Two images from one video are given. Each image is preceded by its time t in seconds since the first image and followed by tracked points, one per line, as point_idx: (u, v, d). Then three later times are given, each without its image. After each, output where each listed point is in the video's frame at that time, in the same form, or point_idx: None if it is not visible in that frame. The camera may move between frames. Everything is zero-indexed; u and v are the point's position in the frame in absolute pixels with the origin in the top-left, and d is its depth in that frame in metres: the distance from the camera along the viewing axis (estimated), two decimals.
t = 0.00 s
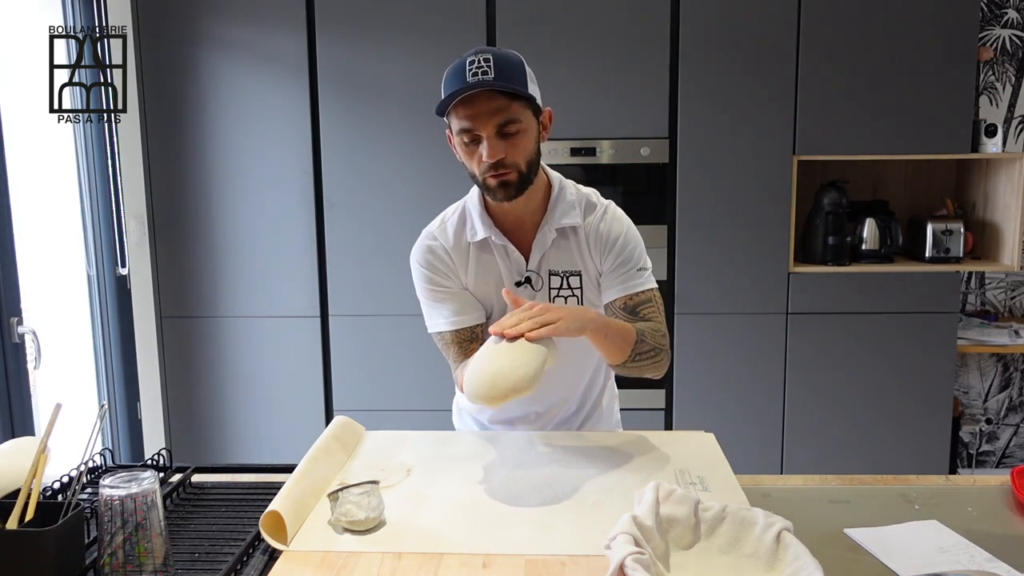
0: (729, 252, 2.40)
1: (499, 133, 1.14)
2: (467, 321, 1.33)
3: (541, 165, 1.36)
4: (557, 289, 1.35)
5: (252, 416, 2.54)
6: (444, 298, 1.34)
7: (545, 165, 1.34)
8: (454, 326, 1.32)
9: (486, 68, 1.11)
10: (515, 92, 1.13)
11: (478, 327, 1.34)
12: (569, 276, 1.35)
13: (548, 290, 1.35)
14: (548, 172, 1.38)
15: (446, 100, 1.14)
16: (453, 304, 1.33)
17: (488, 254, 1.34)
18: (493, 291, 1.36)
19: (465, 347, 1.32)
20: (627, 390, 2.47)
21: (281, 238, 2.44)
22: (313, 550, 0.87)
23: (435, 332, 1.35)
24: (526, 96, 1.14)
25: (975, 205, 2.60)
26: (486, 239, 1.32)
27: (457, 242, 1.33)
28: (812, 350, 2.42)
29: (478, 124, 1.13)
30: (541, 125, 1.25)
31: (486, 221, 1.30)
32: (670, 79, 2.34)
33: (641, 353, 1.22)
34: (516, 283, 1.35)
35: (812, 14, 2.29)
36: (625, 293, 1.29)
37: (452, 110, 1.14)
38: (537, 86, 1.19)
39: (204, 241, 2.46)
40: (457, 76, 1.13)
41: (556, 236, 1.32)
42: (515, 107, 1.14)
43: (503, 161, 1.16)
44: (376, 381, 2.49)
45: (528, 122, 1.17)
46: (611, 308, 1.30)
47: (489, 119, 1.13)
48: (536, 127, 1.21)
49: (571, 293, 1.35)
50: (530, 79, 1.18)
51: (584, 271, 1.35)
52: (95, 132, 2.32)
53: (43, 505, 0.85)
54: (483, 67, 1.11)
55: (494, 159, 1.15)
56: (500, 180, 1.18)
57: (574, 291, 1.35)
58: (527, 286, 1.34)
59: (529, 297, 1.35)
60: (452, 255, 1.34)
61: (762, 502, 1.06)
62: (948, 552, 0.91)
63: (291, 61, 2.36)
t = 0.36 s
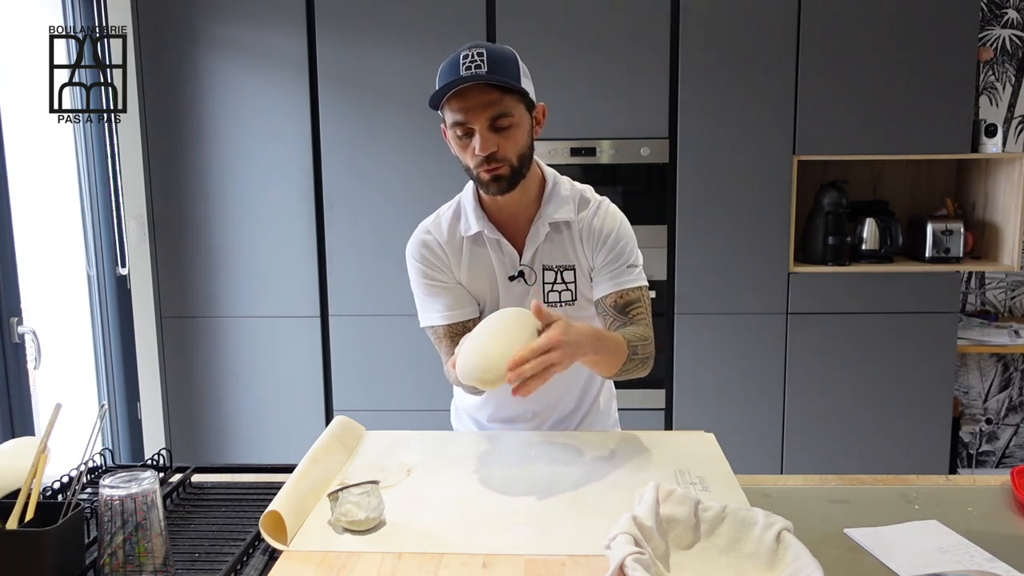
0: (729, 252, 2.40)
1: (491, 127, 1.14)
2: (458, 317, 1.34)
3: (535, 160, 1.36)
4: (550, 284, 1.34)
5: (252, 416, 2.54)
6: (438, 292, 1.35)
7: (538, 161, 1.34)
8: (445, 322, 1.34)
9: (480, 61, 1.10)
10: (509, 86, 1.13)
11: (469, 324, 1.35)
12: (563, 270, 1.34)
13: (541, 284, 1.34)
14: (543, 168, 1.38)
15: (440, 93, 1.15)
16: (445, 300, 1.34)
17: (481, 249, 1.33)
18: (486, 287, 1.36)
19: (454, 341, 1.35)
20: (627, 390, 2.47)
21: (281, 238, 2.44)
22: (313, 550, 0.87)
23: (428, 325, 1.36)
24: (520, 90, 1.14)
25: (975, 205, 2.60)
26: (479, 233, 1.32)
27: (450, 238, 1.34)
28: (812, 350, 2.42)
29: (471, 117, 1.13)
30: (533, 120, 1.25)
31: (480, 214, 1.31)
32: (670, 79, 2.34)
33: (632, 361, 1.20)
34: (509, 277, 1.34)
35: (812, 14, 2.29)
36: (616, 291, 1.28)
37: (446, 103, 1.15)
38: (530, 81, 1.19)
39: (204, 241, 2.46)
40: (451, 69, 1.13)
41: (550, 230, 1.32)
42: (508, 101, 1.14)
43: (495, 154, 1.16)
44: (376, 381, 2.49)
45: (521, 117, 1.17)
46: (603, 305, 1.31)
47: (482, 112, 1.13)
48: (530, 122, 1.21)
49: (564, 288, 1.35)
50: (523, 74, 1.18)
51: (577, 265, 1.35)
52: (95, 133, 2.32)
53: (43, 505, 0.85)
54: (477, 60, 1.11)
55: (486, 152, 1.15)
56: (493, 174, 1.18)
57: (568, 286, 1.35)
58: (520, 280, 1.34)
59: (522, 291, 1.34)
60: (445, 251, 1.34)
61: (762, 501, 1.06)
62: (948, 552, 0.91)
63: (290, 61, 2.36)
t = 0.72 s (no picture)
0: (729, 252, 2.40)
1: (503, 145, 1.14)
2: (446, 319, 1.33)
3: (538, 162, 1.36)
4: (549, 284, 1.35)
5: (252, 416, 2.54)
6: (429, 292, 1.33)
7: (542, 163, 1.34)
8: (430, 322, 1.33)
9: (489, 79, 1.11)
10: (518, 103, 1.12)
11: (452, 332, 1.35)
12: (562, 272, 1.34)
13: (540, 284, 1.35)
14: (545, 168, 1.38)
15: (449, 111, 1.14)
16: (437, 300, 1.33)
17: (480, 248, 1.34)
18: (482, 286, 1.36)
19: (433, 344, 1.33)
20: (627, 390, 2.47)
21: (281, 238, 2.44)
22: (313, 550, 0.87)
23: (412, 324, 1.34)
24: (529, 106, 1.13)
25: (975, 205, 2.60)
26: (480, 232, 1.33)
27: (449, 236, 1.34)
28: (811, 350, 2.42)
29: (482, 137, 1.13)
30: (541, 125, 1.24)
31: (481, 213, 1.32)
32: (670, 78, 2.34)
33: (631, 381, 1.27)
34: (507, 276, 1.34)
35: (812, 14, 2.29)
36: (612, 303, 1.33)
37: (455, 121, 1.13)
38: (537, 89, 1.19)
39: (203, 240, 2.46)
40: (459, 87, 1.12)
41: (551, 231, 1.33)
42: (518, 118, 1.13)
43: (506, 171, 1.17)
44: (376, 381, 2.49)
45: (530, 130, 1.17)
46: (599, 314, 1.35)
47: (493, 132, 1.12)
48: (537, 131, 1.21)
49: (562, 289, 1.35)
50: (531, 83, 1.17)
51: (577, 267, 1.35)
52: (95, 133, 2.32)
53: (43, 505, 0.85)
54: (485, 79, 1.11)
55: (498, 170, 1.16)
56: (503, 187, 1.20)
57: (566, 287, 1.35)
58: (518, 280, 1.34)
59: (520, 290, 1.35)
60: (443, 249, 1.34)
61: (762, 502, 1.06)
62: (949, 552, 0.91)
63: (290, 61, 2.36)
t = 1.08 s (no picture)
0: (730, 252, 2.40)
1: (519, 158, 1.14)
2: (444, 323, 1.33)
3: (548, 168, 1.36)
4: (557, 290, 1.34)
5: (252, 416, 2.54)
6: (429, 293, 1.32)
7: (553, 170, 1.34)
8: (427, 325, 1.33)
9: (509, 92, 1.11)
10: (536, 118, 1.12)
11: (449, 335, 1.36)
12: (570, 278, 1.34)
13: (548, 289, 1.35)
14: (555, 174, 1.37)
15: (467, 122, 1.13)
16: (437, 302, 1.33)
17: (487, 252, 1.34)
18: (488, 289, 1.36)
19: (429, 346, 1.35)
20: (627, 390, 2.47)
21: (281, 238, 2.44)
22: (313, 550, 0.87)
23: (410, 324, 1.34)
24: (547, 121, 1.13)
25: (975, 205, 2.60)
26: (489, 236, 1.32)
27: (456, 238, 1.33)
28: (811, 350, 2.42)
29: (499, 150, 1.13)
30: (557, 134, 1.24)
31: (491, 217, 1.31)
32: (670, 79, 2.34)
33: (628, 393, 1.27)
34: (514, 280, 1.34)
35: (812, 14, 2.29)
36: (616, 313, 1.33)
37: (472, 134, 1.13)
38: (555, 100, 1.18)
39: (204, 240, 2.46)
40: (478, 98, 1.12)
41: (561, 238, 1.33)
42: (536, 133, 1.13)
43: (522, 183, 1.17)
44: (376, 381, 2.49)
45: (546, 143, 1.17)
46: (604, 325, 1.35)
47: (510, 146, 1.12)
48: (553, 142, 1.20)
49: (570, 295, 1.35)
50: (549, 94, 1.17)
51: (585, 274, 1.35)
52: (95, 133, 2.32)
53: (43, 505, 0.85)
54: (504, 92, 1.11)
55: (514, 183, 1.15)
56: (518, 198, 1.20)
57: (574, 293, 1.35)
58: (526, 284, 1.34)
59: (527, 294, 1.35)
60: (448, 250, 1.33)
61: (762, 501, 1.06)
62: (949, 552, 0.91)
63: (290, 61, 2.36)
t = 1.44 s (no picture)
0: (730, 252, 2.40)
1: (525, 151, 1.14)
2: (454, 313, 1.32)
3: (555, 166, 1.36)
4: (560, 287, 1.34)
5: (252, 416, 2.54)
6: (437, 284, 1.31)
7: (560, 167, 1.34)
8: (436, 315, 1.32)
9: (514, 85, 1.11)
10: (543, 111, 1.12)
11: (458, 325, 1.35)
12: (574, 275, 1.34)
13: (551, 287, 1.34)
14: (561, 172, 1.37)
15: (473, 115, 1.13)
16: (446, 292, 1.32)
17: (493, 247, 1.33)
18: (493, 285, 1.36)
19: (438, 338, 1.34)
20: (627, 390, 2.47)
21: (281, 238, 2.44)
22: (313, 550, 0.87)
23: (419, 316, 1.33)
24: (553, 114, 1.13)
25: (975, 205, 2.60)
26: (496, 231, 1.32)
27: (464, 232, 1.33)
28: (811, 350, 2.42)
29: (504, 142, 1.13)
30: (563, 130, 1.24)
31: (497, 211, 1.31)
32: (670, 79, 2.34)
33: (621, 391, 1.27)
34: (518, 276, 1.34)
35: (812, 14, 2.29)
36: (613, 309, 1.33)
37: (478, 126, 1.13)
38: (560, 95, 1.19)
39: (204, 240, 2.46)
40: (484, 92, 1.13)
41: (565, 235, 1.33)
42: (541, 126, 1.13)
43: (527, 176, 1.16)
44: (376, 381, 2.49)
45: (552, 137, 1.16)
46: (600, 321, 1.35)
47: (516, 139, 1.12)
48: (559, 137, 1.20)
49: (573, 292, 1.35)
50: (555, 89, 1.17)
51: (588, 271, 1.34)
52: (95, 133, 2.32)
53: (43, 505, 0.85)
54: (510, 85, 1.11)
55: (519, 175, 1.15)
56: (523, 192, 1.19)
57: (578, 290, 1.35)
58: (530, 281, 1.34)
59: (531, 291, 1.35)
60: (455, 244, 1.33)
61: (762, 501, 1.06)
62: (949, 552, 0.91)
63: (291, 61, 2.36)
